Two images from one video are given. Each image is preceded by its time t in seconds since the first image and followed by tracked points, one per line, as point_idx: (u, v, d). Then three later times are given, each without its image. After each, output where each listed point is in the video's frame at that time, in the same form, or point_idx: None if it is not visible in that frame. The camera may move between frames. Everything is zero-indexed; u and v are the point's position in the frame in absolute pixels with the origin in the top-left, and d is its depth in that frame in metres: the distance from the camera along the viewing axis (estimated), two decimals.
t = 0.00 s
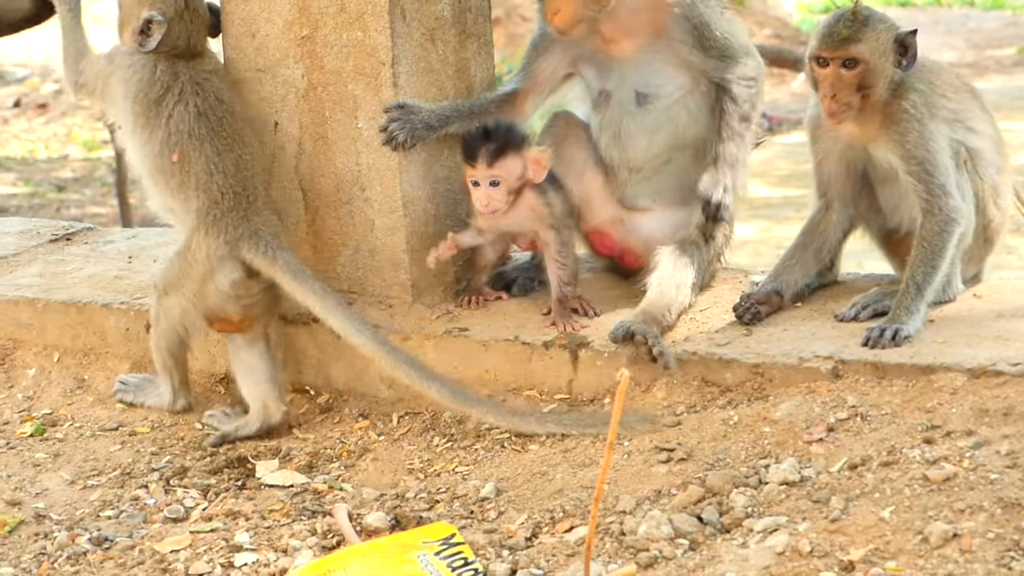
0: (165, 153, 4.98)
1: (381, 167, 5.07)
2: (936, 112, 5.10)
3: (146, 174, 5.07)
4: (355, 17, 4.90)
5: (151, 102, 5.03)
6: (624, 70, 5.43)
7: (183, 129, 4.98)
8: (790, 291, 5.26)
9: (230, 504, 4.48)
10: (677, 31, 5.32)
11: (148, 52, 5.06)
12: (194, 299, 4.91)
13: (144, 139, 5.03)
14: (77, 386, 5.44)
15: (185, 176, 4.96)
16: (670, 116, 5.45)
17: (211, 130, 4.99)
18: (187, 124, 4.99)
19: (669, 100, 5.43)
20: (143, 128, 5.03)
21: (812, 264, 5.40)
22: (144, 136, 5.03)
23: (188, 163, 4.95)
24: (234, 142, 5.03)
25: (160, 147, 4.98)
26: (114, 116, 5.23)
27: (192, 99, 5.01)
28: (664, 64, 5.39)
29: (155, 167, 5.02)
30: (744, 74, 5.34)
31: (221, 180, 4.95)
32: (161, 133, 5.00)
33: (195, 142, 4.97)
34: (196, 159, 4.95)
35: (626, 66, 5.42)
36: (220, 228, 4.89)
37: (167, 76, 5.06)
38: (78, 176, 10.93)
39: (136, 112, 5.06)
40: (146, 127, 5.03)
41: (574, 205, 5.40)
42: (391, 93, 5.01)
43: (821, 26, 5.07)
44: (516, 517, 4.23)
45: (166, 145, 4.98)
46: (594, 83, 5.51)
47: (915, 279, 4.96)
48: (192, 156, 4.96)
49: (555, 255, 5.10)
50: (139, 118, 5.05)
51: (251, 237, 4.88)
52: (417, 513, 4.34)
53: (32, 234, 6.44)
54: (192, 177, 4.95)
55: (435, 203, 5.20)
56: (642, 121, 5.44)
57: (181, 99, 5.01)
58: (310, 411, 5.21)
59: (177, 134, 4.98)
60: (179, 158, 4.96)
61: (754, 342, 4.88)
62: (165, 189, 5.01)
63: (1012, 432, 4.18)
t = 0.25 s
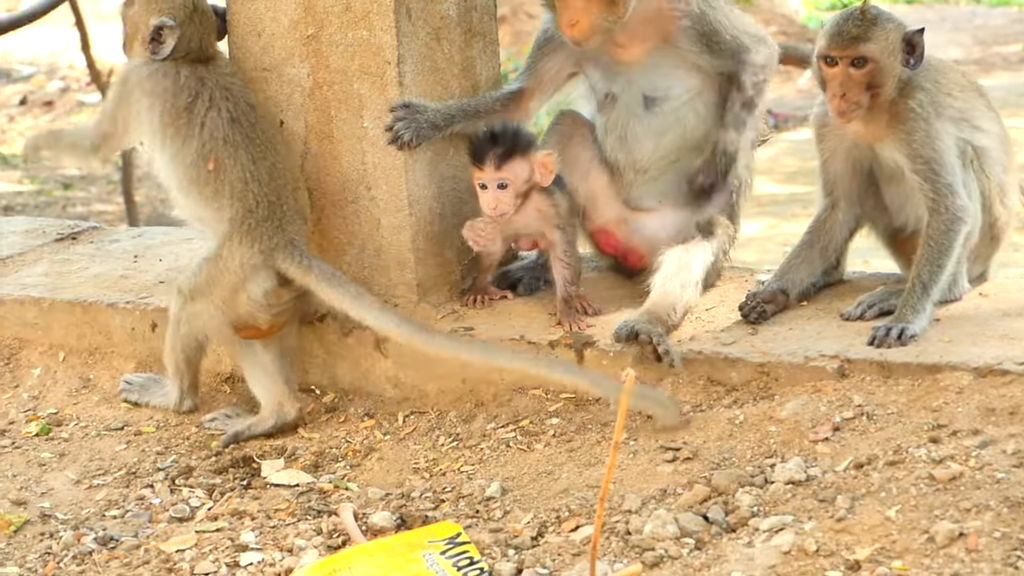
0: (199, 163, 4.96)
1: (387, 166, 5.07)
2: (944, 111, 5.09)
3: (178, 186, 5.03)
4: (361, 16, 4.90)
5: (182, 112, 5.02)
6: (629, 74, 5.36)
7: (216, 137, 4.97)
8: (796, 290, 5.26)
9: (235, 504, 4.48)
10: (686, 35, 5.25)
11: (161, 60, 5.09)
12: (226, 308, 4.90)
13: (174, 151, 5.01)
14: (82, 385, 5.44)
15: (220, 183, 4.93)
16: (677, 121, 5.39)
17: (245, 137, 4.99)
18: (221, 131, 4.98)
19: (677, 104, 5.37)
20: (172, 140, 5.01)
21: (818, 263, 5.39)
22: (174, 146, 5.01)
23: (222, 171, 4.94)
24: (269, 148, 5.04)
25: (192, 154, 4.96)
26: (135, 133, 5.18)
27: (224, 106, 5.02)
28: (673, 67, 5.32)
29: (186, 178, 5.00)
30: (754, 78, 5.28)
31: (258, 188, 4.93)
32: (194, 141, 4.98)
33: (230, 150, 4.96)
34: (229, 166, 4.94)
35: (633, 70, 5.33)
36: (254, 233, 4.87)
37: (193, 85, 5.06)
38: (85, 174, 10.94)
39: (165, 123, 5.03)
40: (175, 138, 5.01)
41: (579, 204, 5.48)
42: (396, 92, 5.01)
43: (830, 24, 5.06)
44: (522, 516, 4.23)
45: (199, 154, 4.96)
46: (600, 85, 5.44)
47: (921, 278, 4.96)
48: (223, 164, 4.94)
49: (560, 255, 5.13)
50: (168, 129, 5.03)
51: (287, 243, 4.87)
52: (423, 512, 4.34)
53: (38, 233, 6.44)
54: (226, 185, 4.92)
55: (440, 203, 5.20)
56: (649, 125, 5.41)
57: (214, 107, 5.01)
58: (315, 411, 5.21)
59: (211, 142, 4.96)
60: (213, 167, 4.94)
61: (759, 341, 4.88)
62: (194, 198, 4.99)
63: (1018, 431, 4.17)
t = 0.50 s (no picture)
0: (267, 179, 4.70)
1: (391, 164, 5.08)
2: (949, 109, 5.08)
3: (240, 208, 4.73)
4: (366, 15, 4.90)
5: (238, 129, 4.72)
6: (639, 70, 5.37)
7: (279, 150, 4.74)
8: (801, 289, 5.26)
9: (240, 502, 4.48)
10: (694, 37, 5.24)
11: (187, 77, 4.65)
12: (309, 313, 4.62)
13: (233, 173, 4.71)
14: (87, 384, 5.44)
15: (289, 197, 4.69)
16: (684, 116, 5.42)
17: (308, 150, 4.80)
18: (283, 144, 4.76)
19: (683, 101, 5.39)
20: (229, 163, 4.72)
21: (823, 261, 5.39)
22: (233, 168, 4.72)
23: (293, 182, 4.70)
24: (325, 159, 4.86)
25: (258, 171, 4.69)
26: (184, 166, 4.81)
27: (283, 120, 4.81)
28: (680, 65, 5.33)
29: (250, 195, 4.71)
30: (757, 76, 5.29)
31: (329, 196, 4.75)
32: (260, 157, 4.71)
33: (294, 162, 4.74)
34: (298, 177, 4.72)
35: (642, 68, 5.35)
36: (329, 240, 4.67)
37: (248, 101, 4.76)
38: (90, 172, 10.95)
39: (220, 146, 4.72)
40: (235, 159, 4.71)
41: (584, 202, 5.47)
42: (401, 91, 5.02)
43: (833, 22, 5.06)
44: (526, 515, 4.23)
45: (265, 171, 4.70)
46: (606, 82, 5.48)
47: (926, 277, 4.95)
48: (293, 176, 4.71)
49: (565, 255, 5.12)
50: (225, 150, 4.72)
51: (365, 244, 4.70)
52: (428, 512, 4.34)
53: (42, 231, 6.44)
54: (297, 200, 4.69)
55: (445, 202, 5.21)
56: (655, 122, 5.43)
57: (272, 120, 4.78)
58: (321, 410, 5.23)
59: (275, 157, 4.72)
60: (280, 180, 4.70)
61: (764, 340, 4.87)
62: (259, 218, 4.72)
63: None
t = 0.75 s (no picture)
0: (368, 246, 4.61)
1: (395, 163, 5.10)
2: (952, 106, 5.06)
3: (344, 282, 4.63)
4: (368, 14, 4.90)
5: (323, 200, 4.60)
6: (647, 70, 5.33)
7: (371, 211, 4.65)
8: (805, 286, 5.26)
9: (244, 502, 4.48)
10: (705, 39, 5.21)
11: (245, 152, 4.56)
12: (406, 362, 4.80)
13: (335, 247, 4.59)
14: (91, 384, 5.44)
15: (395, 255, 4.63)
16: (691, 119, 5.38)
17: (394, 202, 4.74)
18: (370, 202, 4.67)
19: (690, 102, 5.36)
20: (324, 240, 4.59)
21: (827, 259, 5.40)
22: (331, 240, 4.59)
23: (396, 242, 4.64)
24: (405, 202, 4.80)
25: (360, 235, 4.60)
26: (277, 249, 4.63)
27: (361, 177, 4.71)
28: (687, 66, 5.30)
29: (351, 266, 4.61)
30: (769, 81, 5.24)
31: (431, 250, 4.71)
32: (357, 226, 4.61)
33: (388, 220, 4.67)
34: (398, 234, 4.65)
35: (650, 67, 5.32)
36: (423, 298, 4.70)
37: (317, 169, 4.64)
38: (96, 173, 10.96)
39: (310, 223, 4.58)
40: (331, 232, 4.59)
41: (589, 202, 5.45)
42: (404, 90, 5.02)
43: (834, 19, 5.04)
44: (529, 513, 4.23)
45: (366, 236, 4.61)
46: (613, 79, 5.41)
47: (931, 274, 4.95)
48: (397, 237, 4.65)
49: (570, 252, 5.14)
50: (319, 228, 4.59)
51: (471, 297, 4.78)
52: (432, 510, 4.34)
53: (46, 231, 6.45)
54: (404, 258, 4.63)
55: (448, 201, 5.22)
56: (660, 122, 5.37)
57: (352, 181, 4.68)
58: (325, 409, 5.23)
59: (370, 220, 4.63)
60: (385, 241, 4.62)
61: (768, 337, 4.88)
62: (367, 282, 4.63)
63: None
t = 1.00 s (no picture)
0: (386, 303, 4.54)
1: (401, 161, 5.09)
2: (959, 105, 5.05)
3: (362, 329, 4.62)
4: (374, 11, 4.89)
5: (344, 248, 4.55)
6: (657, 67, 5.42)
7: (392, 269, 4.53)
8: (812, 285, 5.25)
9: (249, 500, 4.48)
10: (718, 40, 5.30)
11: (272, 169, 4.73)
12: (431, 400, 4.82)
13: (351, 294, 4.57)
14: (96, 381, 5.45)
15: (416, 314, 4.55)
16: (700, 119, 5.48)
17: (420, 261, 4.57)
18: (393, 258, 4.54)
19: (700, 102, 5.46)
20: (342, 288, 4.56)
21: (833, 258, 5.39)
22: (350, 290, 4.57)
23: (414, 303, 4.54)
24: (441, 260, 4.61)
25: (378, 291, 4.53)
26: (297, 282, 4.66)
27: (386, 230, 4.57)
28: (698, 66, 5.39)
29: (369, 318, 4.58)
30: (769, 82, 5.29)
31: (452, 313, 4.58)
32: (376, 283, 4.53)
33: (410, 279, 4.53)
34: (419, 294, 4.54)
35: (662, 65, 5.40)
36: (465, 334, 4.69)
37: (343, 216, 4.57)
38: (103, 169, 10.97)
39: (328, 269, 4.56)
40: (349, 280, 4.55)
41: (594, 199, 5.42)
42: (409, 88, 5.01)
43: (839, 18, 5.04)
44: (534, 513, 4.22)
45: (383, 293, 4.53)
46: (625, 76, 5.50)
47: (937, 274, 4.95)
48: (417, 297, 4.54)
49: (577, 251, 5.18)
50: (338, 276, 4.56)
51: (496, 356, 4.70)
52: (437, 509, 4.34)
53: (52, 229, 6.45)
54: (424, 316, 4.55)
55: (454, 199, 5.22)
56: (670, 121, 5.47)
57: (376, 234, 4.55)
58: (329, 407, 5.21)
59: (391, 278, 4.52)
60: (402, 300, 4.53)
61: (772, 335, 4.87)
62: (383, 335, 4.60)
63: None
